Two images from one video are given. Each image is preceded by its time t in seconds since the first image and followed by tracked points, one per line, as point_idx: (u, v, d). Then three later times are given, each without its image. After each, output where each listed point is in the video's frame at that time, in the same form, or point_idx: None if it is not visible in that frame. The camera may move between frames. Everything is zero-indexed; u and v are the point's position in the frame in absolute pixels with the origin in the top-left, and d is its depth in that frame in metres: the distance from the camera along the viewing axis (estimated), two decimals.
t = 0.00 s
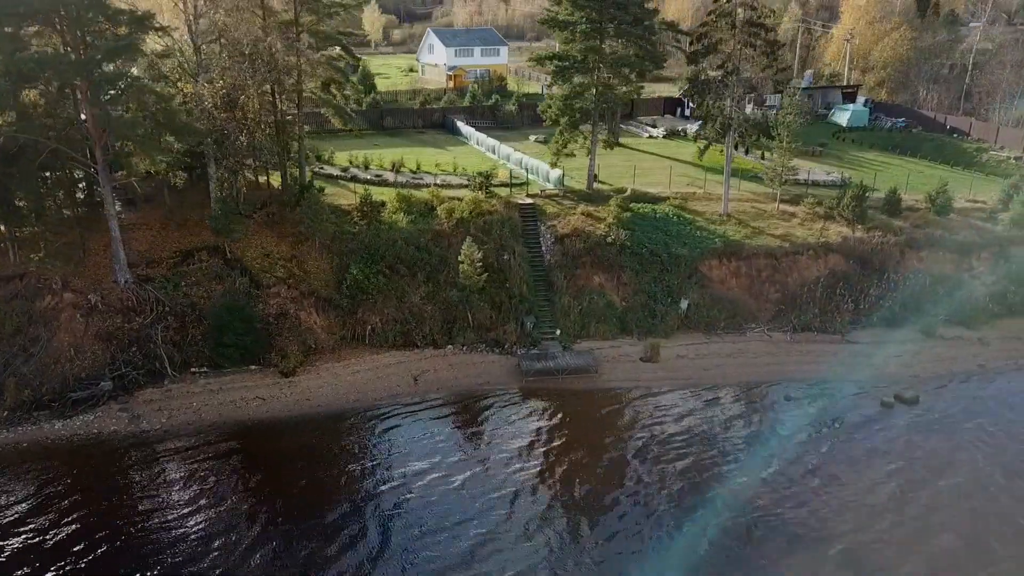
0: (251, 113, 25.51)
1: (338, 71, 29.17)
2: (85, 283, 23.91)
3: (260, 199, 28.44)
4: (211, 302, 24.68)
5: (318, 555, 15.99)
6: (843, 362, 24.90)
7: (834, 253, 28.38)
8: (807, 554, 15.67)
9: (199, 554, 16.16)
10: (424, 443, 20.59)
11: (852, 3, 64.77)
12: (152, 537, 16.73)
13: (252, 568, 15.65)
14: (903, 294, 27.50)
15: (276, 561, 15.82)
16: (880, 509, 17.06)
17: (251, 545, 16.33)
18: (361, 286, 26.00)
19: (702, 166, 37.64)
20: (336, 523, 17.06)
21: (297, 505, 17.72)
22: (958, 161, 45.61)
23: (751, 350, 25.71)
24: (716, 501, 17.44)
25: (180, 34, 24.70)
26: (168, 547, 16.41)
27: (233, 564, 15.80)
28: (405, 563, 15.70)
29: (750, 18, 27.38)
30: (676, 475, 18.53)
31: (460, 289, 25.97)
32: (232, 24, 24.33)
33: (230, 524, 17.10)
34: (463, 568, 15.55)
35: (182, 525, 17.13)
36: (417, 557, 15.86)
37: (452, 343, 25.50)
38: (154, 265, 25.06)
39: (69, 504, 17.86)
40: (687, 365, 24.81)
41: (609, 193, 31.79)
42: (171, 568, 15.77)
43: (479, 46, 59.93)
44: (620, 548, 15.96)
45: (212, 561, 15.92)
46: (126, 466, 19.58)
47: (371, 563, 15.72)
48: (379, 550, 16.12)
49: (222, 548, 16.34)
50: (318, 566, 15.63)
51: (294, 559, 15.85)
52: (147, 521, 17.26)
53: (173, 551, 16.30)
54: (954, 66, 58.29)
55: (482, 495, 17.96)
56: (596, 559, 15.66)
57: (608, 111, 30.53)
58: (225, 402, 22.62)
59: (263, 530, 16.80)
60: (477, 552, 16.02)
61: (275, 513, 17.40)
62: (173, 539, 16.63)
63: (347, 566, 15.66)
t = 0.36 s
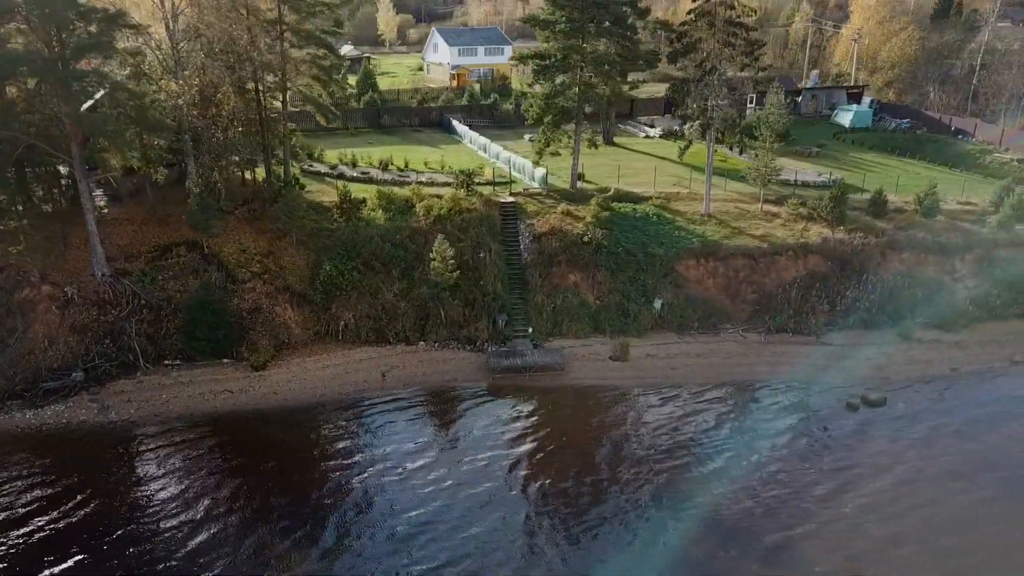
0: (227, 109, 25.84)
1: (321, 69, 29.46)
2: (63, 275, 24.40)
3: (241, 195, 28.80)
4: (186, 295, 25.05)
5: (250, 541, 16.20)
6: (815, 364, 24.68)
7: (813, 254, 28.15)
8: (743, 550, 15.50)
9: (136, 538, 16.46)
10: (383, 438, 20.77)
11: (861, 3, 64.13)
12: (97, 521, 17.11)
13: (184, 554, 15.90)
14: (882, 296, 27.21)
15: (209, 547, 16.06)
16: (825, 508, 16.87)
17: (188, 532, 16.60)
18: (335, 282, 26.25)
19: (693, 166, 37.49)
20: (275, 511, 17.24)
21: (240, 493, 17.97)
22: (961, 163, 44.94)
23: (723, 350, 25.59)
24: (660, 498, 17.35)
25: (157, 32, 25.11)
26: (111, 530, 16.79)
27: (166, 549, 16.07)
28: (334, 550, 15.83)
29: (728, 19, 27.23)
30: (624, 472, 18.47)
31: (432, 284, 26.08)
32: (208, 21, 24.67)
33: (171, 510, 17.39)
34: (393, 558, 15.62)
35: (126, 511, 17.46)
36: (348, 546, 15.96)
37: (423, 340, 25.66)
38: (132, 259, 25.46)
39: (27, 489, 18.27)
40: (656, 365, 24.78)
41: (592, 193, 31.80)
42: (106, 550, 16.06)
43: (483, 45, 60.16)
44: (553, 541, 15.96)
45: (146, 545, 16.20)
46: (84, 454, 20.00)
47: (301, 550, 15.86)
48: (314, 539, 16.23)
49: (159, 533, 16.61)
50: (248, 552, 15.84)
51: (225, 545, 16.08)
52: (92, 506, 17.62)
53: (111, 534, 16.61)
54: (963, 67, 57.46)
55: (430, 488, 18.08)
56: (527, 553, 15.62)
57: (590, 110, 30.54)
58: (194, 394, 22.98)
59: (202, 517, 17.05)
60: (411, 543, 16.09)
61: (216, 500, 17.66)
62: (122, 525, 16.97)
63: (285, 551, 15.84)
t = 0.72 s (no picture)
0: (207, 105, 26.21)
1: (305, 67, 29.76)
2: (44, 268, 24.91)
3: (225, 190, 29.16)
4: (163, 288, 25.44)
5: (185, 527, 16.51)
6: (787, 365, 24.52)
7: (794, 255, 27.91)
8: (682, 544, 15.43)
9: (80, 522, 16.84)
10: (345, 431, 20.95)
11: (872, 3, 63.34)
12: (53, 506, 17.49)
13: (123, 539, 16.25)
14: (861, 298, 26.93)
15: (147, 532, 16.42)
16: (771, 505, 16.76)
17: (132, 518, 16.95)
18: (312, 277, 26.50)
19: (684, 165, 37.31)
20: (217, 498, 17.55)
21: (187, 480, 18.35)
22: (964, 164, 44.25)
23: (696, 350, 25.47)
24: (606, 492, 17.35)
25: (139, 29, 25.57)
26: (65, 515, 17.15)
27: (107, 534, 16.44)
28: (268, 538, 16.06)
29: (709, 17, 27.13)
30: (575, 467, 18.46)
31: (405, 279, 26.22)
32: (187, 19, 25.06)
33: (117, 496, 17.77)
34: (329, 547, 15.78)
35: (78, 496, 17.89)
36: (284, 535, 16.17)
37: (397, 336, 25.81)
38: (114, 253, 25.94)
39: None
40: (628, 364, 24.73)
41: (576, 192, 31.78)
42: (47, 532, 16.46)
43: (488, 45, 60.25)
44: (493, 533, 15.99)
45: (87, 529, 16.55)
46: (46, 441, 20.50)
47: (234, 538, 16.11)
48: (258, 527, 16.44)
49: (102, 518, 16.98)
50: (184, 538, 16.15)
51: (165, 530, 16.41)
52: (44, 490, 18.07)
53: (55, 517, 16.99)
54: (973, 67, 56.52)
55: (381, 480, 18.21)
56: (464, 545, 15.69)
57: (572, 109, 30.55)
58: (166, 385, 23.35)
59: (146, 503, 17.42)
60: (349, 533, 16.24)
61: (163, 487, 18.07)
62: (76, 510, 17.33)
63: (228, 538, 16.08)
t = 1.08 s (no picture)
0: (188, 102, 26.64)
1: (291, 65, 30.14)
2: (29, 260, 25.56)
3: (212, 186, 29.62)
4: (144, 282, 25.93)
5: (128, 513, 16.91)
6: (758, 366, 24.39)
7: (773, 255, 27.73)
8: (618, 537, 15.49)
9: (38, 505, 17.35)
10: (308, 424, 21.23)
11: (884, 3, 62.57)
12: (16, 489, 18.03)
13: (69, 521, 16.67)
14: (839, 299, 26.70)
15: (100, 516, 16.86)
16: (715, 500, 16.73)
17: (85, 503, 17.42)
18: (290, 273, 26.87)
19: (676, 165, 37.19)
20: (165, 486, 17.96)
21: (146, 468, 18.78)
22: (968, 167, 43.60)
23: (669, 349, 25.41)
24: (551, 485, 17.42)
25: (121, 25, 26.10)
26: (25, 498, 17.68)
27: (59, 514, 16.96)
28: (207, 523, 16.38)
29: (689, 16, 27.05)
30: (526, 462, 18.53)
31: (381, 275, 26.48)
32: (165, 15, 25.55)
33: (71, 483, 18.27)
34: (269, 532, 16.02)
35: (41, 481, 18.41)
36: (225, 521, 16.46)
37: (372, 331, 26.05)
38: (97, 246, 26.42)
39: None
40: (598, 363, 24.74)
41: (561, 190, 31.85)
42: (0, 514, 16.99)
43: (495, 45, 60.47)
44: (432, 525, 16.12)
45: (35, 511, 17.02)
46: (13, 428, 21.10)
47: (175, 523, 16.46)
48: (205, 513, 16.78)
49: (52, 502, 17.46)
50: (133, 522, 16.57)
51: (117, 515, 16.85)
52: (10, 475, 18.64)
53: (10, 500, 17.54)
54: (985, 68, 55.62)
55: (333, 472, 18.45)
56: (402, 535, 15.88)
57: (556, 107, 30.62)
58: (142, 376, 23.85)
59: (98, 489, 17.89)
60: (291, 519, 16.47)
61: (124, 475, 18.53)
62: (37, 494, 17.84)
63: (176, 525, 16.44)
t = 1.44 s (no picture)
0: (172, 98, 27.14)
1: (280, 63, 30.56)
2: (17, 253, 26.24)
3: (201, 182, 30.13)
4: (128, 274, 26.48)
5: (83, 495, 17.38)
6: (730, 365, 24.31)
7: (753, 255, 27.63)
8: (556, 529, 15.59)
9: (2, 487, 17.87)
10: (275, 416, 21.56)
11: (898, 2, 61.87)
12: None
13: (28, 503, 17.15)
14: (817, 300, 26.54)
15: (58, 498, 17.32)
16: (660, 495, 16.78)
17: (46, 486, 17.89)
18: (272, 268, 27.28)
19: (669, 165, 37.14)
20: (126, 472, 18.38)
21: (111, 455, 19.23)
22: (972, 170, 43.03)
23: (643, 347, 25.43)
24: (500, 478, 17.55)
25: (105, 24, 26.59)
26: None
27: (20, 496, 17.45)
28: (157, 507, 16.78)
29: (669, 14, 27.00)
30: (480, 455, 18.68)
31: (359, 270, 26.82)
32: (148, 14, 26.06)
33: (34, 467, 18.80)
34: (215, 516, 16.36)
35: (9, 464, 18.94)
36: (174, 506, 16.83)
37: (350, 326, 26.34)
38: (84, 240, 27.02)
39: None
40: (571, 361, 24.82)
41: (547, 189, 31.98)
42: None
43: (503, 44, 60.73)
44: (376, 514, 16.33)
45: None
46: None
47: (125, 506, 16.88)
48: (159, 498, 17.16)
49: (16, 484, 17.97)
50: (88, 506, 17.00)
51: (74, 498, 17.29)
52: None
53: None
54: (997, 69, 54.83)
55: (291, 461, 18.73)
56: (344, 523, 16.10)
57: (541, 106, 30.74)
58: (121, 367, 24.37)
59: (59, 473, 18.40)
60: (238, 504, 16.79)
61: (88, 460, 18.99)
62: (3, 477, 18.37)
63: (129, 508, 16.83)
